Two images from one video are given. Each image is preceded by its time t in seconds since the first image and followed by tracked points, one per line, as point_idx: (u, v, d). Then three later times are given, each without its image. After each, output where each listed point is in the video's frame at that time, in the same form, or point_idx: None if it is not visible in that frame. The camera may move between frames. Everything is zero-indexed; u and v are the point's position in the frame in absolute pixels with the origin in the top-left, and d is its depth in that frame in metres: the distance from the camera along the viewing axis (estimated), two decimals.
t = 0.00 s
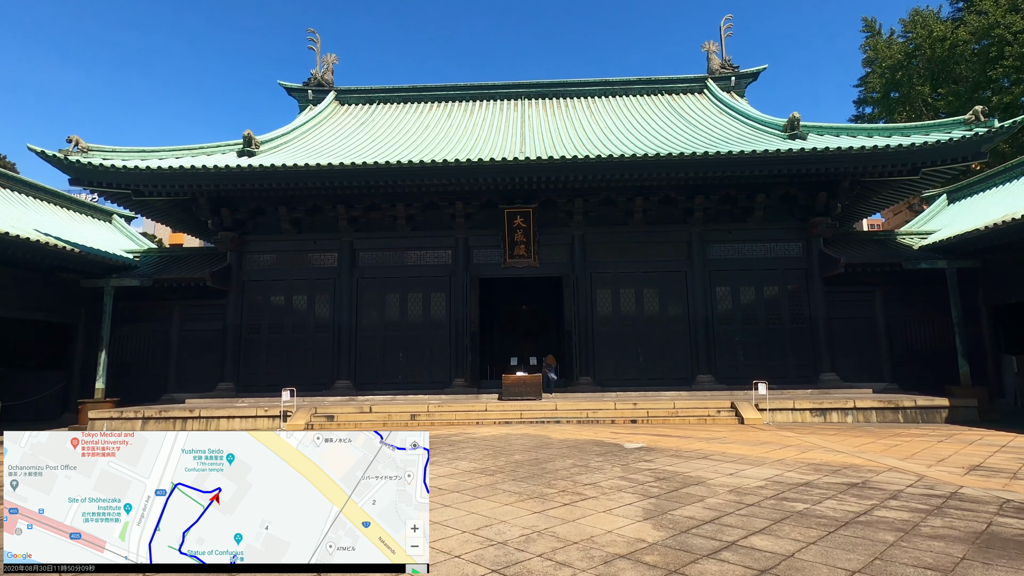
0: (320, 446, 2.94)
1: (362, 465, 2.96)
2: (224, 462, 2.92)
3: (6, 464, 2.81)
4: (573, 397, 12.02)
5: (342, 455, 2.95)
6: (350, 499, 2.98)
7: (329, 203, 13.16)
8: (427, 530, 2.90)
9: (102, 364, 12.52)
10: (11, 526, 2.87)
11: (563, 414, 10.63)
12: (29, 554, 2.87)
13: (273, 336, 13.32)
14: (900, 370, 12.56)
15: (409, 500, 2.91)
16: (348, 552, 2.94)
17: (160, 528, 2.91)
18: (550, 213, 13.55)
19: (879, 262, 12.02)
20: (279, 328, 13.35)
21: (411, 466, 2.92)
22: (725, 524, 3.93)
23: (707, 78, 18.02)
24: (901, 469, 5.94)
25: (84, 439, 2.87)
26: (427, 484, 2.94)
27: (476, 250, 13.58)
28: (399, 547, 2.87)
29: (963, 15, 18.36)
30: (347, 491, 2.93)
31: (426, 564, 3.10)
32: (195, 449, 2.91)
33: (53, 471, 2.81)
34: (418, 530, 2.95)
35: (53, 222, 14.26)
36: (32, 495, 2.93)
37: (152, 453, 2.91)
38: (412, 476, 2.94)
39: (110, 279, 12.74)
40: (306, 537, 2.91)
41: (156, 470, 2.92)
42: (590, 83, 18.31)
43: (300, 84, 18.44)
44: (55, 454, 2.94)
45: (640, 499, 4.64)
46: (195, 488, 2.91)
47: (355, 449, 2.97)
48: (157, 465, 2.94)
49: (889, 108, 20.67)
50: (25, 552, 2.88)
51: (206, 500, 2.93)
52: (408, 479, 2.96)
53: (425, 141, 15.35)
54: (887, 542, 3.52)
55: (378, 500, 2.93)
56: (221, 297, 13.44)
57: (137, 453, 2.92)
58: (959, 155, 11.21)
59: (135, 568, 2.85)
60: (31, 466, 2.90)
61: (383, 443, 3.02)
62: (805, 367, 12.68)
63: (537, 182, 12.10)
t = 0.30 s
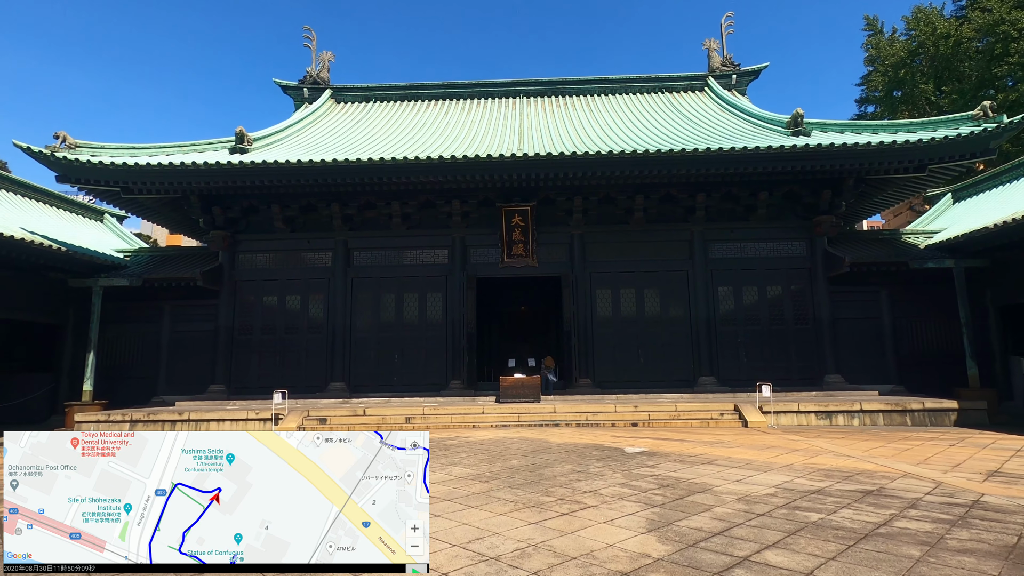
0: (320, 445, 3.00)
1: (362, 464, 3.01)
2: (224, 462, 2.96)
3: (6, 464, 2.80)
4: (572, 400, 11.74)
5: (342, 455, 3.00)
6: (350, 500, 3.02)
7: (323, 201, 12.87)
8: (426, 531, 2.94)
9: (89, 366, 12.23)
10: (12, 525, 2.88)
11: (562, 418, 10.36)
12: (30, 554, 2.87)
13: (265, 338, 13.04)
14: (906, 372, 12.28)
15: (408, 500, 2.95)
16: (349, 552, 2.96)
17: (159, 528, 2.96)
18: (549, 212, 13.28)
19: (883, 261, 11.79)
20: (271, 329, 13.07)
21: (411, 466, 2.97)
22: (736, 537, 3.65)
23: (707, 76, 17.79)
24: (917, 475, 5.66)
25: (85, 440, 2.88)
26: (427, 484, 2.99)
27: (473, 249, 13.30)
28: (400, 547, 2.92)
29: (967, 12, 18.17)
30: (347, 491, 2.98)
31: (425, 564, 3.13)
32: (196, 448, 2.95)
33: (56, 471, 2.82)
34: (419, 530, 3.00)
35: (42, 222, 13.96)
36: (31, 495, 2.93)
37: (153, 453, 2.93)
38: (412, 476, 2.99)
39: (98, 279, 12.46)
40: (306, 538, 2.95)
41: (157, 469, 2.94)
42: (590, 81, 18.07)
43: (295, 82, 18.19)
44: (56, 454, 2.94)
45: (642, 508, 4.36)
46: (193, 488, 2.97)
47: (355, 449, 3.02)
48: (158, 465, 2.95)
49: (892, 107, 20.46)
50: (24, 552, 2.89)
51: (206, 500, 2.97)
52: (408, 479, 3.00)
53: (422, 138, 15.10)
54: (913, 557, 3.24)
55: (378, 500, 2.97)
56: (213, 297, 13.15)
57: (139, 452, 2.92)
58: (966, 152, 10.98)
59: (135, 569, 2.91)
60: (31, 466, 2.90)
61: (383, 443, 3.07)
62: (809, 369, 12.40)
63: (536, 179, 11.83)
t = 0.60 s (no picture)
0: (320, 445, 2.85)
1: (362, 464, 2.87)
2: (224, 462, 2.80)
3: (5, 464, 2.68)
4: (574, 403, 11.46)
5: (342, 455, 2.86)
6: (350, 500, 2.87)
7: (320, 201, 12.60)
8: (426, 532, 2.83)
9: (80, 369, 11.96)
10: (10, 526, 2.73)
11: (564, 421, 10.09)
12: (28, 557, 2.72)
13: (260, 341, 12.78)
14: (916, 374, 12.00)
15: (409, 500, 2.83)
16: (348, 552, 2.81)
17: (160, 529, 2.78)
18: (550, 212, 13.04)
19: (893, 261, 11.51)
20: (267, 331, 12.81)
21: (410, 466, 2.84)
22: (753, 552, 3.40)
23: (710, 74, 17.55)
24: (941, 483, 5.36)
25: (85, 438, 2.74)
26: (427, 484, 2.86)
27: (473, 250, 13.05)
28: (398, 547, 2.78)
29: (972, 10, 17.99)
30: (346, 491, 2.84)
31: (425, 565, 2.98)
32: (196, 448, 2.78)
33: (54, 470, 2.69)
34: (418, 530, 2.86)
35: (33, 222, 13.69)
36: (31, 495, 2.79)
37: (154, 453, 2.77)
38: (411, 476, 2.86)
39: (90, 280, 12.20)
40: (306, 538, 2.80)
41: (158, 469, 2.78)
42: (591, 80, 17.84)
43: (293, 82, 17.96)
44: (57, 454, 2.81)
45: (651, 520, 4.10)
46: (192, 489, 2.81)
47: (354, 449, 2.89)
48: (159, 465, 2.80)
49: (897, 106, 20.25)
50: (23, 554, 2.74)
51: (206, 501, 2.80)
52: (408, 479, 2.87)
53: (420, 137, 14.86)
54: None
55: (378, 500, 2.84)
56: (207, 299, 12.88)
57: (139, 452, 2.77)
58: (978, 148, 10.70)
59: (135, 569, 2.72)
60: (31, 465, 2.77)
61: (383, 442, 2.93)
62: (816, 371, 12.13)
63: (538, 178, 11.59)
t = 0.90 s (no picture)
0: (319, 447, 2.94)
1: (361, 466, 2.97)
2: (224, 464, 2.91)
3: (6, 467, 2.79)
4: (577, 406, 11.19)
5: (341, 457, 2.96)
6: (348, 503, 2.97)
7: (317, 199, 12.34)
8: (427, 532, 2.90)
9: (73, 371, 11.74)
10: (9, 526, 2.86)
11: (566, 424, 9.84)
12: (30, 555, 2.88)
13: (256, 342, 12.54)
14: (927, 375, 11.73)
15: (408, 501, 2.93)
16: (346, 553, 2.92)
17: (156, 531, 2.93)
18: (552, 210, 12.78)
19: (902, 259, 11.25)
20: (264, 332, 12.57)
21: (409, 468, 2.94)
22: (776, 569, 3.13)
23: (714, 71, 17.32)
24: (960, 490, 5.14)
25: (84, 441, 2.85)
26: (426, 486, 2.96)
27: (474, 249, 12.81)
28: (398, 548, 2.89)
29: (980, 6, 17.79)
30: (346, 494, 2.94)
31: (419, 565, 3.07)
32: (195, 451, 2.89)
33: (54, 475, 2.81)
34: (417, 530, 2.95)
35: (28, 222, 13.50)
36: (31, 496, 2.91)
37: (151, 456, 2.88)
38: (410, 478, 2.97)
39: (83, 280, 11.97)
40: (305, 538, 2.91)
41: (155, 471, 2.90)
42: (593, 77, 17.62)
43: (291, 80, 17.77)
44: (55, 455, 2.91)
45: (664, 531, 3.83)
46: (192, 492, 2.93)
47: (354, 450, 2.98)
48: (156, 467, 2.91)
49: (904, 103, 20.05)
50: (23, 552, 2.89)
51: (206, 502, 2.93)
52: (406, 481, 2.96)
53: (420, 134, 14.63)
54: None
55: (376, 501, 2.94)
56: (203, 299, 12.64)
57: (137, 454, 2.87)
58: (989, 144, 10.46)
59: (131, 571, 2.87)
60: (30, 467, 2.87)
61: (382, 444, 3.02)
62: (825, 372, 11.87)
63: (540, 174, 11.35)
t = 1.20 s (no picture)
0: (319, 447, 2.78)
1: (361, 466, 2.80)
2: (224, 464, 2.73)
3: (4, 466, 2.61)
4: (578, 407, 10.98)
5: (341, 457, 2.78)
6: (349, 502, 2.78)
7: (314, 197, 12.16)
8: (428, 532, 2.72)
9: (65, 372, 11.53)
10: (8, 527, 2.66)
11: (568, 426, 9.62)
12: (31, 555, 2.68)
13: (252, 342, 12.34)
14: (934, 375, 11.54)
15: (407, 502, 2.75)
16: (346, 554, 2.73)
17: (157, 531, 2.72)
18: (553, 208, 12.60)
19: (909, 258, 11.03)
20: (260, 332, 12.38)
21: (408, 468, 2.78)
22: None
23: (717, 69, 17.11)
24: (981, 495, 4.93)
25: (84, 440, 2.67)
26: (427, 486, 2.77)
27: (474, 248, 12.61)
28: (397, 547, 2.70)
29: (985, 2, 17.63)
30: (346, 493, 2.76)
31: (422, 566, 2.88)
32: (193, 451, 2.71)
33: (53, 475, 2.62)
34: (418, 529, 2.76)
35: (21, 222, 13.29)
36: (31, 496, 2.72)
37: (152, 455, 2.70)
38: (410, 478, 2.79)
39: (76, 279, 11.76)
40: (304, 540, 2.72)
41: (157, 471, 2.72)
42: (594, 75, 17.43)
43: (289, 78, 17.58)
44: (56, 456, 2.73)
45: (671, 542, 3.62)
46: (192, 492, 2.74)
47: (354, 450, 2.81)
48: (158, 467, 2.72)
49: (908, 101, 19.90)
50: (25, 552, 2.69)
51: (206, 502, 2.73)
52: (406, 480, 2.79)
53: (419, 132, 14.44)
54: None
55: (376, 501, 2.75)
56: (198, 299, 12.44)
57: (138, 454, 2.70)
58: (999, 140, 10.25)
59: None
60: (30, 468, 2.69)
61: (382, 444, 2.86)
62: (830, 373, 11.67)
63: (541, 171, 11.15)
